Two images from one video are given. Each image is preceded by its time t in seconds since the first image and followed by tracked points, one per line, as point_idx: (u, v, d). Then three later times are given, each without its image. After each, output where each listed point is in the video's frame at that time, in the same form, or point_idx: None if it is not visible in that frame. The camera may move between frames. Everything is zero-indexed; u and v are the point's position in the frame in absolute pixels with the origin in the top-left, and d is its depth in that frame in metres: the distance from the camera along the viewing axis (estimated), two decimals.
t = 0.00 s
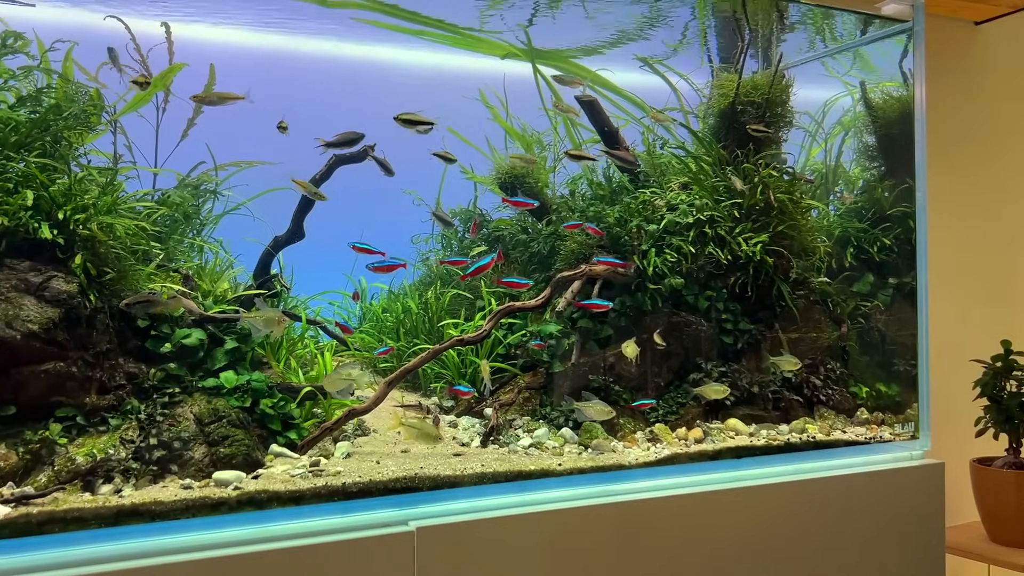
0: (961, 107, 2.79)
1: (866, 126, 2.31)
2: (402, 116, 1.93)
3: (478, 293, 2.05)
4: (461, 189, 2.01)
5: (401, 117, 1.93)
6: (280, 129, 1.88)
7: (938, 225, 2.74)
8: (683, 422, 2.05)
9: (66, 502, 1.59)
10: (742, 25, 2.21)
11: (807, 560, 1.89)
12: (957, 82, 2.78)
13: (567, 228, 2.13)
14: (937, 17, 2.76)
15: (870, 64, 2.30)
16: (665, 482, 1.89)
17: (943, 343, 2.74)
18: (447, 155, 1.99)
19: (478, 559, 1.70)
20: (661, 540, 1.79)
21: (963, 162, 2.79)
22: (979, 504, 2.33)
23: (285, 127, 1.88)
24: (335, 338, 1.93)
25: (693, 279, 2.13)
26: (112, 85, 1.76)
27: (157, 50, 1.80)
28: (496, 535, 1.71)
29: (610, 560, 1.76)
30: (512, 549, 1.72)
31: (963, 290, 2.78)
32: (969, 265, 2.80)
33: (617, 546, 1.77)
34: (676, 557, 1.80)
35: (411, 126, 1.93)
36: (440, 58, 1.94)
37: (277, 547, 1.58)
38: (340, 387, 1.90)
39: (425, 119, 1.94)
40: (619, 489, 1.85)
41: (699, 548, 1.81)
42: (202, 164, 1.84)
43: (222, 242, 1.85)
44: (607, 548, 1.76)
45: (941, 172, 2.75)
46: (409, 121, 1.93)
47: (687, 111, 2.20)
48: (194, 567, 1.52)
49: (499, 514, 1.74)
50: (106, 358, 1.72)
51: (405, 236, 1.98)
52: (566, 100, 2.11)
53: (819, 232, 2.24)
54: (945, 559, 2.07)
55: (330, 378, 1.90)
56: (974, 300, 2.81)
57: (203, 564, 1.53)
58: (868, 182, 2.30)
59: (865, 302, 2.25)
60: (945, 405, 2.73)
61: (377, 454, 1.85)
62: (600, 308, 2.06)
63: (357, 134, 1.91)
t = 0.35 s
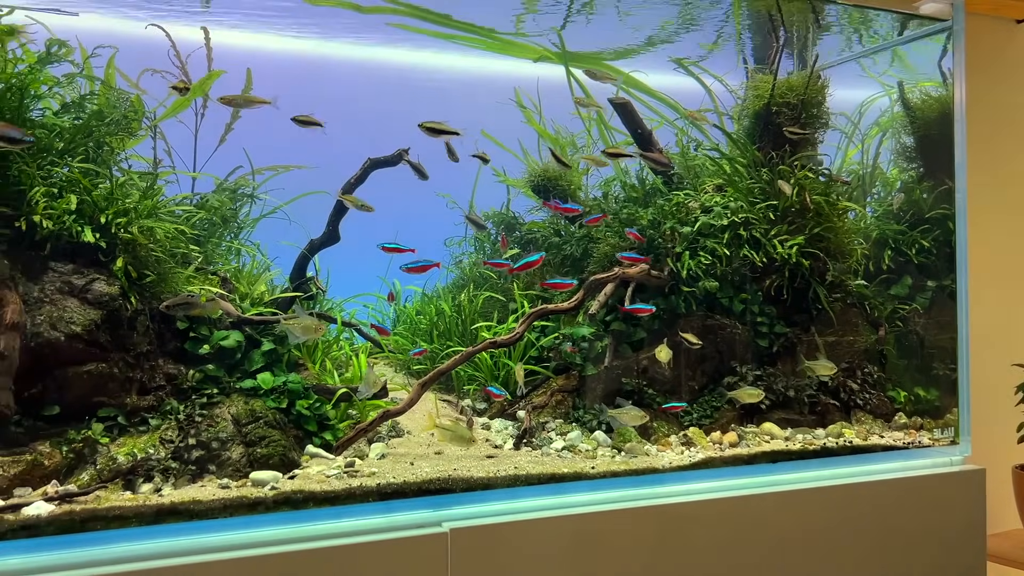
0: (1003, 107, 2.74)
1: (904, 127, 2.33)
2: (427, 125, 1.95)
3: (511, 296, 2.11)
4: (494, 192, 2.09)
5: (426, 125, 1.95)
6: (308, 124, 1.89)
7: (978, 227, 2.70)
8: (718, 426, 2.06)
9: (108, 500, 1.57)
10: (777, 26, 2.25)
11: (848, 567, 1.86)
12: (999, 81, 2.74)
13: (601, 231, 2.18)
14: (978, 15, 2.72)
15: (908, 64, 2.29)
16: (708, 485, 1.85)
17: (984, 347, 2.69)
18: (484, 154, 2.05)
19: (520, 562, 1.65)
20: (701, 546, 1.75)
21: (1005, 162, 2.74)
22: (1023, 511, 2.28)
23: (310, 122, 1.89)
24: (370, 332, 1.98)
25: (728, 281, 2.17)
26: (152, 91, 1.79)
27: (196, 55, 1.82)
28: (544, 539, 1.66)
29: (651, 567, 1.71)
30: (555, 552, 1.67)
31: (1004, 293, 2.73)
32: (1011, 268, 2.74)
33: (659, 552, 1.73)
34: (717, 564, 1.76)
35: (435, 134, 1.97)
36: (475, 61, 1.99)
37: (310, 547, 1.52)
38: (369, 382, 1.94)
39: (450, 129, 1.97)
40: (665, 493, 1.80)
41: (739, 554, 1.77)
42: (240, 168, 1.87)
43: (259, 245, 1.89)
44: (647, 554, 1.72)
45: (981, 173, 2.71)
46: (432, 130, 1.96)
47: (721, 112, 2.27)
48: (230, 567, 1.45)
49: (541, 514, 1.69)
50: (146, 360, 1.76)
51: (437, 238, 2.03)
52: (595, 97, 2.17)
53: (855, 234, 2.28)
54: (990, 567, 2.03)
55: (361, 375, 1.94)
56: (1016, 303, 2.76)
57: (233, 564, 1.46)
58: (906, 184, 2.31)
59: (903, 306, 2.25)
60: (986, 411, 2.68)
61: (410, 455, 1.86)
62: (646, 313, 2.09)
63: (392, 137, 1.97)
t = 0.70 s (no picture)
0: None
1: (939, 127, 2.31)
2: (441, 130, 1.98)
3: (540, 298, 2.16)
4: (523, 194, 2.15)
5: (438, 129, 1.98)
6: (315, 124, 1.92)
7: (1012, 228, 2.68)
8: (749, 429, 2.07)
9: (146, 497, 1.59)
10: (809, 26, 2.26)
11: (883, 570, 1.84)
12: None
13: (630, 233, 2.21)
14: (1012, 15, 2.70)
15: (943, 63, 2.28)
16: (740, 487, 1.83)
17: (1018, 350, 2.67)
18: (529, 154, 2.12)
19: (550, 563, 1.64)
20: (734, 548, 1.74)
21: None
22: None
23: (319, 120, 1.92)
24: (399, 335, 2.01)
25: (760, 283, 2.18)
26: (189, 96, 1.82)
27: (231, 60, 1.86)
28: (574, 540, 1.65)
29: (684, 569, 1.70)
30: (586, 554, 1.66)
31: None
32: None
33: (691, 554, 1.71)
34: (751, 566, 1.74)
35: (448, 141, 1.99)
36: (505, 64, 2.02)
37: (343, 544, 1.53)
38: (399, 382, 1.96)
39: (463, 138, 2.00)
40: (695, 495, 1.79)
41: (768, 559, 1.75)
42: (273, 172, 1.90)
43: (292, 248, 1.92)
44: (680, 557, 1.71)
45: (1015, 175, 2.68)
46: (445, 137, 1.98)
47: (752, 113, 2.27)
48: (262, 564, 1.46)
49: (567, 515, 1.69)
50: (182, 361, 1.77)
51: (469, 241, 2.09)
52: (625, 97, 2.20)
53: (889, 236, 2.27)
54: None
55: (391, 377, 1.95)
56: None
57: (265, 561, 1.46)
58: (940, 185, 2.30)
59: (937, 308, 2.24)
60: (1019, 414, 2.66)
61: (441, 456, 1.88)
62: (688, 314, 2.12)
63: (423, 141, 2.02)
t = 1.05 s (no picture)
0: None
1: (972, 127, 2.44)
2: (449, 133, 2.00)
3: (567, 300, 2.31)
4: (551, 196, 2.28)
5: (449, 133, 2.00)
6: (325, 125, 1.94)
7: None
8: (777, 431, 2.07)
9: (179, 496, 1.54)
10: (837, 28, 2.34)
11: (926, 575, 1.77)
12: None
13: (659, 233, 2.31)
14: None
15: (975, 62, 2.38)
16: (772, 490, 1.75)
17: None
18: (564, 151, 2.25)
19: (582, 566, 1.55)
20: (772, 554, 1.65)
21: None
22: None
23: (324, 121, 1.94)
24: (428, 335, 2.09)
25: (788, 286, 2.20)
26: (221, 101, 1.85)
27: (261, 66, 1.90)
28: (606, 543, 1.56)
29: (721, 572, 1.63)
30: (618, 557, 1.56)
31: None
32: None
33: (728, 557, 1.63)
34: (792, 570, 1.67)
35: (456, 143, 2.01)
36: (531, 67, 2.07)
37: (365, 544, 1.41)
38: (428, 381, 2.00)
39: (471, 141, 2.02)
40: (726, 497, 1.70)
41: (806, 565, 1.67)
42: (303, 176, 1.95)
43: (321, 250, 1.96)
44: (717, 561, 1.62)
45: None
46: (455, 138, 2.00)
47: (781, 114, 2.34)
48: (280, 566, 1.34)
49: (597, 515, 1.59)
50: (215, 361, 1.78)
51: (495, 243, 2.19)
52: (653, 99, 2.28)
53: (919, 237, 2.30)
54: None
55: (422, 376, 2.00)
56: None
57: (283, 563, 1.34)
58: (972, 185, 2.41)
59: (969, 310, 2.30)
60: None
61: (468, 456, 1.87)
62: (727, 313, 2.14)
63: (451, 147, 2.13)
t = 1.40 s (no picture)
0: None
1: (998, 126, 2.56)
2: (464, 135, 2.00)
3: (586, 300, 2.36)
4: (570, 198, 2.40)
5: (461, 136, 2.01)
6: (326, 133, 1.93)
7: None
8: (800, 433, 2.07)
9: (204, 493, 1.54)
10: (859, 30, 2.35)
11: None
12: None
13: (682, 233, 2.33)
14: None
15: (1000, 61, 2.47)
16: (792, 492, 1.74)
17: None
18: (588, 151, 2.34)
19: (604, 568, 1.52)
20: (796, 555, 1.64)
21: None
22: None
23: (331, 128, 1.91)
24: (450, 334, 2.11)
25: (811, 287, 2.20)
26: (243, 104, 1.87)
27: (283, 69, 1.92)
28: (628, 543, 1.54)
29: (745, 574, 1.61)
30: (641, 558, 1.54)
31: None
32: None
33: (753, 559, 1.61)
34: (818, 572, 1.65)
35: (471, 146, 2.03)
36: (552, 67, 2.15)
37: (386, 542, 1.39)
38: (463, 377, 2.07)
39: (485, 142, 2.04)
40: (749, 498, 1.69)
41: (828, 567, 1.66)
42: (324, 178, 2.00)
43: (343, 251, 2.01)
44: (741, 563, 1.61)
45: None
46: (469, 142, 2.02)
47: (804, 115, 2.38)
48: (299, 565, 1.32)
49: (617, 517, 1.56)
50: (238, 361, 1.77)
51: (516, 244, 2.34)
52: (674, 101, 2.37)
53: (943, 238, 2.32)
54: None
55: (459, 370, 2.08)
56: None
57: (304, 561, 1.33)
58: (997, 184, 2.52)
59: (993, 312, 2.35)
60: None
61: (489, 456, 1.87)
62: (756, 309, 2.09)
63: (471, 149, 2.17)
